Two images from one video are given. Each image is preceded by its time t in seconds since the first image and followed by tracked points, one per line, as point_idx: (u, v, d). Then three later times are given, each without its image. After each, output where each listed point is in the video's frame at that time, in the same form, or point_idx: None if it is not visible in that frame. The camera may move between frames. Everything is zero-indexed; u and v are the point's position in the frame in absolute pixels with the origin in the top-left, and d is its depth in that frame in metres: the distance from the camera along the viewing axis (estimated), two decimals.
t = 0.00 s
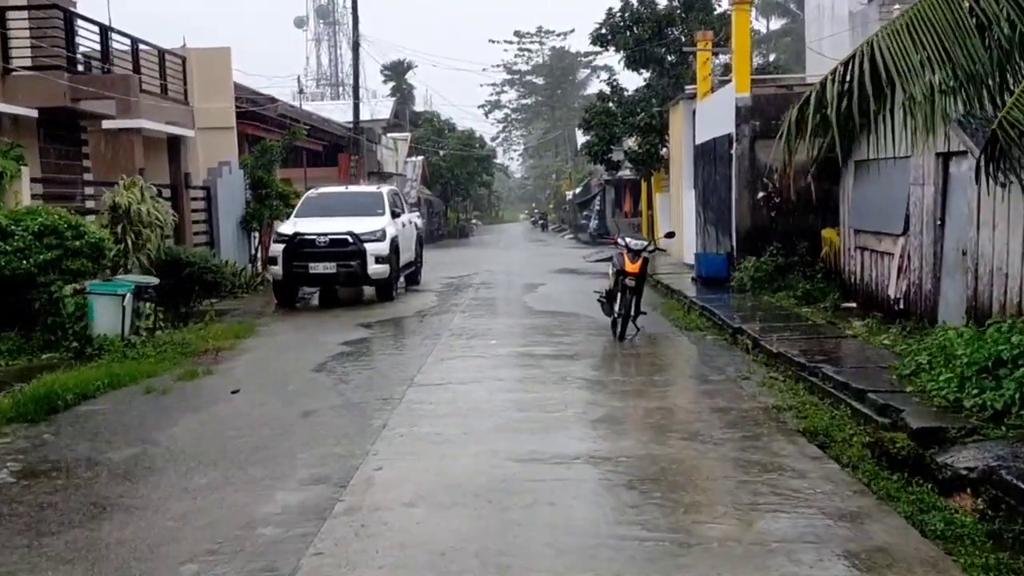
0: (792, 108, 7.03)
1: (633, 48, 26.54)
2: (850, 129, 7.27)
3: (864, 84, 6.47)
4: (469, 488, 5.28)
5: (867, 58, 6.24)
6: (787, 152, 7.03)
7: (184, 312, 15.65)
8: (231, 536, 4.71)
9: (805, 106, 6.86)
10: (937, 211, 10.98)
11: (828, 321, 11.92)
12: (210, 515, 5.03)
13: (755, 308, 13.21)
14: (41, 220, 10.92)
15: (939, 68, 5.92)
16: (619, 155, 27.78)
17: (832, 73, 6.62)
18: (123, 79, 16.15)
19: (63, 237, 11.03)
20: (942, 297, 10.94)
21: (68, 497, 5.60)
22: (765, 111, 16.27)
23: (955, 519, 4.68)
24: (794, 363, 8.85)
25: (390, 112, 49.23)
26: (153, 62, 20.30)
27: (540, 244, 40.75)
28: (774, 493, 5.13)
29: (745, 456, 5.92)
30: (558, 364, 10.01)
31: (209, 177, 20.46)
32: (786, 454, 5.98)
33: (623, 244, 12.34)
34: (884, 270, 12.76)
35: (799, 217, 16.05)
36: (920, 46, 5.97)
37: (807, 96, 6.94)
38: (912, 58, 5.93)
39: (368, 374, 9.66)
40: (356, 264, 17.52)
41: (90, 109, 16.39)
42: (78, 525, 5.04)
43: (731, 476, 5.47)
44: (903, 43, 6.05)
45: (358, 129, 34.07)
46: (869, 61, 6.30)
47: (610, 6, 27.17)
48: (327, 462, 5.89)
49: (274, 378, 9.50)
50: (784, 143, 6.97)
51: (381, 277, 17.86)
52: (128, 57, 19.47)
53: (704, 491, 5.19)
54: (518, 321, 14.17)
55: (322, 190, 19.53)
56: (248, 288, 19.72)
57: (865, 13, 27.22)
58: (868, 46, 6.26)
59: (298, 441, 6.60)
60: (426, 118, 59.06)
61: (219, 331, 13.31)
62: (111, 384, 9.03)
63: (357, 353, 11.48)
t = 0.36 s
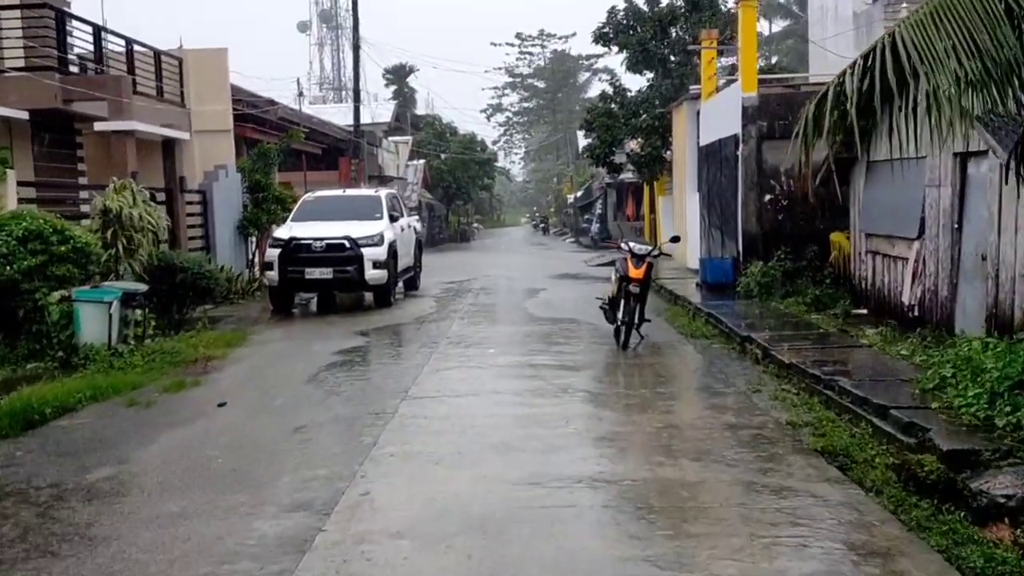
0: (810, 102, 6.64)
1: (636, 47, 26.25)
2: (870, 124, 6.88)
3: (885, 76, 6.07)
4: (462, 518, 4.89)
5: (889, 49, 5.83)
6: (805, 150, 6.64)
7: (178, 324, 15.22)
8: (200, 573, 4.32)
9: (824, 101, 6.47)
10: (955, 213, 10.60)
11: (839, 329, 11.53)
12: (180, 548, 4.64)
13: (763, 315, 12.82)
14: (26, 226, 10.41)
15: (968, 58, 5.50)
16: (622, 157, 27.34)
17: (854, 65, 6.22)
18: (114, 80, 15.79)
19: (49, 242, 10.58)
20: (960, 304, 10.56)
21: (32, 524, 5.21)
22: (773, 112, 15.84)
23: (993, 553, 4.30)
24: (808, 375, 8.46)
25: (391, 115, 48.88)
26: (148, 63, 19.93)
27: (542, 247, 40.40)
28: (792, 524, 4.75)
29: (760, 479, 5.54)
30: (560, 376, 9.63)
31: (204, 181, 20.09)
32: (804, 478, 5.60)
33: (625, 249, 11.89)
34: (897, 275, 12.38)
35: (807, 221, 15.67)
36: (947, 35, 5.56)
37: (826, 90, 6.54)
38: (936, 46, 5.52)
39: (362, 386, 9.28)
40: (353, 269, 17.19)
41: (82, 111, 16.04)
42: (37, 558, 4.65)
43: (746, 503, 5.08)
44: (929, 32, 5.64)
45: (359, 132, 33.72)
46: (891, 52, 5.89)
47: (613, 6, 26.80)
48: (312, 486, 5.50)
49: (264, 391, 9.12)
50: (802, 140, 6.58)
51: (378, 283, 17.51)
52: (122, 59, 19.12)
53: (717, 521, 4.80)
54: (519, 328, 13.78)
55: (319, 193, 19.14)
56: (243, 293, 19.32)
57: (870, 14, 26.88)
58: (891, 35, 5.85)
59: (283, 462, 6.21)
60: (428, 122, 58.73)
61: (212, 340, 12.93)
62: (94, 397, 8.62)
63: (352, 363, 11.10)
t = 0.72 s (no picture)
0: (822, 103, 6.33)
1: (641, 49, 25.72)
2: (885, 124, 6.54)
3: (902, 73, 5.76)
4: (451, 553, 4.54)
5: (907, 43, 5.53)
6: (818, 154, 6.34)
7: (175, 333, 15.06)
8: None
9: (837, 99, 6.18)
10: (971, 219, 10.19)
11: (851, 340, 11.12)
12: None
13: (770, 323, 12.38)
14: (9, 233, 9.80)
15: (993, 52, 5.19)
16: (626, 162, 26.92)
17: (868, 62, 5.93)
18: (105, 83, 15.46)
19: (32, 251, 9.99)
20: (977, 314, 10.14)
21: None
22: (781, 114, 15.35)
23: None
24: (822, 392, 8.07)
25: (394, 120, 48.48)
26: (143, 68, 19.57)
27: (545, 253, 40.04)
28: (810, 563, 4.37)
29: (774, 510, 5.16)
30: (561, 389, 9.24)
31: (200, 186, 19.66)
32: (820, 512, 5.22)
33: (629, 256, 11.44)
34: (911, 283, 11.95)
35: (815, 227, 15.19)
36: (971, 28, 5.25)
37: (838, 89, 6.24)
38: (959, 39, 5.21)
39: (356, 402, 8.91)
40: (350, 276, 16.76)
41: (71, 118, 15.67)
42: None
43: (759, 537, 4.71)
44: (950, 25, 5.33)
45: (360, 137, 33.38)
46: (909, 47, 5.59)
47: (616, 8, 26.38)
48: (292, 517, 5.13)
49: (254, 409, 8.76)
50: (814, 143, 6.28)
51: (376, 290, 17.05)
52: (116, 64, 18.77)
53: (728, 558, 4.44)
54: (521, 337, 13.39)
55: (317, 198, 18.75)
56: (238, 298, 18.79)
57: (874, 16, 26.46)
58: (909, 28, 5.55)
59: (267, 488, 5.85)
60: (431, 127, 58.37)
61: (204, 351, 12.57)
62: (73, 413, 8.22)
63: (346, 375, 10.72)
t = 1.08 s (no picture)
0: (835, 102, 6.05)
1: (644, 55, 25.32)
2: (903, 125, 6.27)
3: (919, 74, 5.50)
4: None
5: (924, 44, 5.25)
6: (830, 158, 6.10)
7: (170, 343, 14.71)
8: None
9: (852, 100, 5.90)
10: (988, 224, 9.77)
11: (864, 349, 10.70)
12: None
13: (781, 332, 11.87)
14: None
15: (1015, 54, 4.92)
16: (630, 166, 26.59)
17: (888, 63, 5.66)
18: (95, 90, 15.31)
19: (11, 257, 9.93)
20: (995, 323, 9.72)
21: None
22: (789, 117, 14.61)
23: None
24: (837, 408, 7.67)
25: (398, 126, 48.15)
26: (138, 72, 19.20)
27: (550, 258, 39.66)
28: None
29: (789, 544, 4.80)
30: (564, 404, 8.87)
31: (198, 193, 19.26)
32: (839, 547, 4.85)
33: (633, 263, 11.06)
34: (925, 291, 11.48)
35: (824, 231, 14.51)
36: (991, 30, 4.99)
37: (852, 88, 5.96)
38: (981, 43, 4.94)
39: (347, 420, 8.52)
40: (349, 283, 16.24)
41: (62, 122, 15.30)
42: None
43: None
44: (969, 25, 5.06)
45: (364, 143, 33.05)
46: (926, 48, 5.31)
47: (619, 14, 25.98)
48: (271, 553, 4.79)
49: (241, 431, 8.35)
50: (827, 147, 6.02)
51: (376, 297, 16.55)
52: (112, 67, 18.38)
53: None
54: (522, 346, 12.99)
55: (316, 206, 18.24)
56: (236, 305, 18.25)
57: (877, 22, 26.24)
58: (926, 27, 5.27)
59: (245, 522, 5.47)
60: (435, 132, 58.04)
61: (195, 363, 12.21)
62: (48, 430, 7.81)
63: (340, 388, 10.33)
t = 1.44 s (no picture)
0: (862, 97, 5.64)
1: (650, 58, 24.82)
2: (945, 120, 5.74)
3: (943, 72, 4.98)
4: None
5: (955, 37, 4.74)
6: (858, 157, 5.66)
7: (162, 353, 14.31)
8: None
9: (880, 96, 5.47)
10: (1010, 229, 9.29)
11: (880, 357, 10.20)
12: None
13: (794, 341, 11.32)
14: None
15: None
16: (635, 170, 26.07)
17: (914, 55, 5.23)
18: (87, 90, 14.74)
19: None
20: (1019, 332, 9.23)
21: None
22: (801, 119, 14.00)
23: None
24: (859, 424, 7.20)
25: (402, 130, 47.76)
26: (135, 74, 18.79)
27: (555, 262, 39.22)
28: None
29: None
30: (569, 418, 8.43)
31: (194, 197, 18.76)
32: None
33: (641, 269, 10.56)
34: (943, 298, 10.92)
35: (837, 236, 13.93)
36: None
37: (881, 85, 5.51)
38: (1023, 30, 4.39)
39: (340, 440, 8.06)
40: (348, 290, 15.50)
41: (55, 124, 14.97)
42: None
43: None
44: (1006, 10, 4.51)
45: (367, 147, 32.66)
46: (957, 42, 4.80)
47: (626, 15, 25.53)
48: None
49: (227, 455, 7.89)
50: (853, 146, 5.59)
51: (376, 304, 15.81)
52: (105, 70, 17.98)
53: None
54: (526, 355, 12.53)
55: (315, 208, 17.43)
56: (235, 314, 17.78)
57: (883, 26, 25.87)
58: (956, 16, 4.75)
59: (222, 560, 5.06)
60: (440, 137, 57.68)
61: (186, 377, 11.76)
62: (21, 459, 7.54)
63: (335, 402, 9.88)
